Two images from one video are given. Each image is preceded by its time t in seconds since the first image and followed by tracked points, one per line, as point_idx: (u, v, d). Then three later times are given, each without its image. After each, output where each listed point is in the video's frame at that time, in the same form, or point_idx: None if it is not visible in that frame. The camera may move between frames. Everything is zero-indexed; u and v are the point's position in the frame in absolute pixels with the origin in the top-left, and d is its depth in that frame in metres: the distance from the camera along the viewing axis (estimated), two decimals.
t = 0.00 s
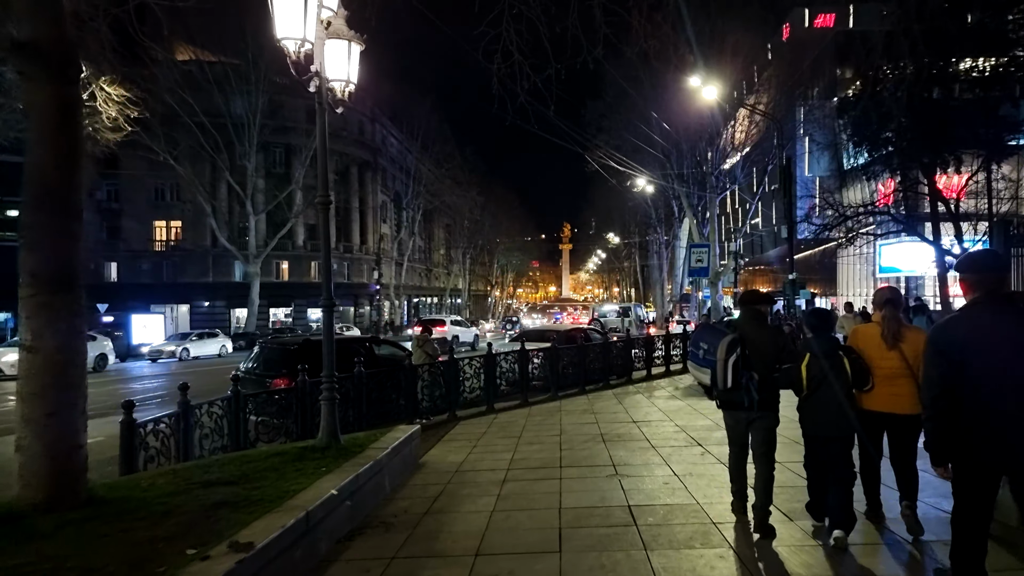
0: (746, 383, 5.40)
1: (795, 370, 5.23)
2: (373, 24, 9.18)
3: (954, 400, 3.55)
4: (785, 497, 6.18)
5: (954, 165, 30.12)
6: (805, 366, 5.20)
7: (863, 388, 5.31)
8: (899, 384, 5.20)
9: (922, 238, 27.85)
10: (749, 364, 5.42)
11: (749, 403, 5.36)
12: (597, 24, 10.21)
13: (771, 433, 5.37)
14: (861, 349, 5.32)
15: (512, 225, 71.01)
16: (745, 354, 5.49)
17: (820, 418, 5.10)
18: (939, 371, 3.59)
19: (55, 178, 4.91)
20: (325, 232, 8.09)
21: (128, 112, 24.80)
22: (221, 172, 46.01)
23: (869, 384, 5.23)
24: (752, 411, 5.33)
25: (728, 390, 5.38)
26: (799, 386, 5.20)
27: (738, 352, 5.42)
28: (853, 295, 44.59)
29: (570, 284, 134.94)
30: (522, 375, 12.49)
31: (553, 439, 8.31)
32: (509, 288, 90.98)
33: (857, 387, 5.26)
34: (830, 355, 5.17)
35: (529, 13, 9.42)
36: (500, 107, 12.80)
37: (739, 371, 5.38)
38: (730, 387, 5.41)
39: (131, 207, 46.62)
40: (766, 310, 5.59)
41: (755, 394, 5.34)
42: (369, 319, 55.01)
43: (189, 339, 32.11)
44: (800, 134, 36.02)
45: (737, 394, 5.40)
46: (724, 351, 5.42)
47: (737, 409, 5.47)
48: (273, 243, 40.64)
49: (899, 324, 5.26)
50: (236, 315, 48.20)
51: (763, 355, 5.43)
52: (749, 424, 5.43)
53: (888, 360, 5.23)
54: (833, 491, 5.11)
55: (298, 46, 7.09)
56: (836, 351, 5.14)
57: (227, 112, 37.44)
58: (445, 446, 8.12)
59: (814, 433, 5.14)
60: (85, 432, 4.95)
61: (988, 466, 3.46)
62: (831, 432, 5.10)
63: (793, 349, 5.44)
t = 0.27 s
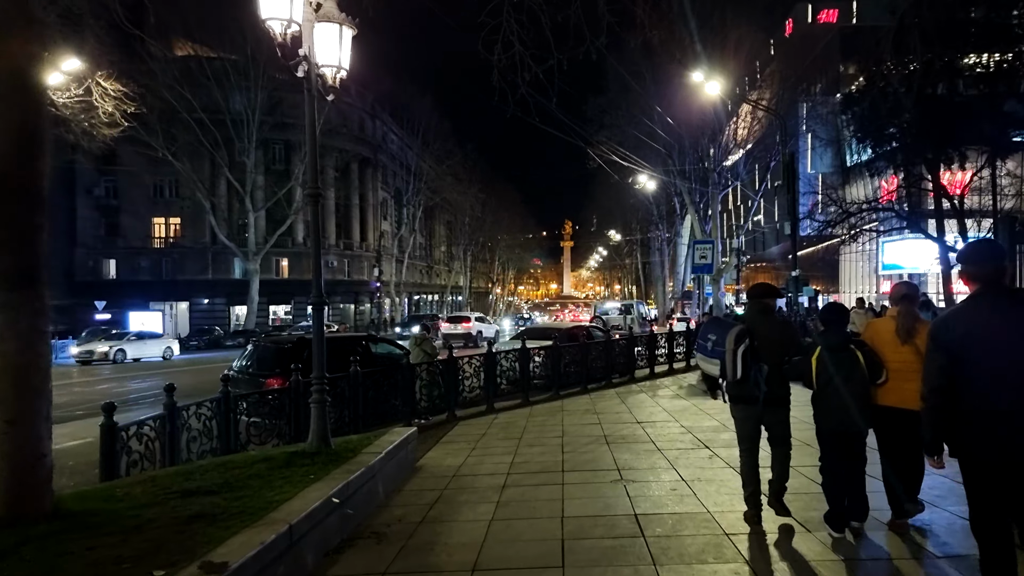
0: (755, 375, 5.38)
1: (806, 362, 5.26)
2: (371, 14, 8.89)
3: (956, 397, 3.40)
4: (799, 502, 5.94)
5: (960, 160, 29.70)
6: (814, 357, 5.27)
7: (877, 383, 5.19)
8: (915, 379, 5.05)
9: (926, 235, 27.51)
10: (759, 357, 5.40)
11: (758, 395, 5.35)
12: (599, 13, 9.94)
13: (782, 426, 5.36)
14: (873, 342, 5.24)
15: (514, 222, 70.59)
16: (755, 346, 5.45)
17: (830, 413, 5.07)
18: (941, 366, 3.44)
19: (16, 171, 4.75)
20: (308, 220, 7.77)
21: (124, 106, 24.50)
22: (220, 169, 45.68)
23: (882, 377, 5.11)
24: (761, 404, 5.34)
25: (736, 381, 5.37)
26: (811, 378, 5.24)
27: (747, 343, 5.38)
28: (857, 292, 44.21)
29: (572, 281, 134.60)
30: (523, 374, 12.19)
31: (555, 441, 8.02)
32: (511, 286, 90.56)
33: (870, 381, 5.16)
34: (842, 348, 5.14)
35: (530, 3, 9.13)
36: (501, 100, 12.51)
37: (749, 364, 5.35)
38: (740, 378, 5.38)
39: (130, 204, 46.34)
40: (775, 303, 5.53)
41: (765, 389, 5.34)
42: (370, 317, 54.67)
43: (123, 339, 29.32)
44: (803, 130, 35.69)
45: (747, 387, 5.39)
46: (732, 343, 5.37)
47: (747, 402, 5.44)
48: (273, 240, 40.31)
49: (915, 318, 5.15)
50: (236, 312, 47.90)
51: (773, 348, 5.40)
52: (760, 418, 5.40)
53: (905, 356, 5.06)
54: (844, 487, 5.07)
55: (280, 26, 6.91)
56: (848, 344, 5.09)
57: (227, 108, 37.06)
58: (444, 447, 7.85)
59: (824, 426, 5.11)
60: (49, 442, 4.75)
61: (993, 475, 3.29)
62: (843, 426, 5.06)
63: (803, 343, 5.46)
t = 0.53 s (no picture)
0: (764, 375, 5.19)
1: (813, 361, 5.11)
2: None
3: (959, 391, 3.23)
4: (805, 507, 5.59)
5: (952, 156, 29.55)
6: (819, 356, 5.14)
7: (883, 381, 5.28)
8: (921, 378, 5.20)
9: (918, 232, 27.33)
10: (767, 356, 5.24)
11: (765, 395, 5.16)
12: None
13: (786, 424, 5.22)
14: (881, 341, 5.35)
15: (506, 219, 70.28)
16: (763, 344, 5.29)
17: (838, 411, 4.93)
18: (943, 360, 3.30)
19: None
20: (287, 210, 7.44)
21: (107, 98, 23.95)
22: (207, 163, 45.03)
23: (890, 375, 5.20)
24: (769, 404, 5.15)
25: (745, 380, 5.15)
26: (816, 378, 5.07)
27: (757, 343, 5.20)
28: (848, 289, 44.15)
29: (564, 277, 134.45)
30: (514, 371, 11.83)
31: (548, 442, 7.69)
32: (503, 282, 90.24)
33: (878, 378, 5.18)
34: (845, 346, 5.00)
35: None
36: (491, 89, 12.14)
37: (758, 363, 5.15)
38: (748, 377, 5.16)
39: (115, 199, 45.62)
40: (781, 304, 5.45)
41: (771, 387, 5.12)
42: (360, 313, 54.15)
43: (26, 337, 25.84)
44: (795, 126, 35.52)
45: (753, 386, 5.19)
46: (742, 342, 5.17)
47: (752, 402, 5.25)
48: (261, 236, 39.73)
49: (921, 320, 5.29)
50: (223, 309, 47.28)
51: (780, 346, 5.26)
52: (761, 416, 5.23)
53: (912, 355, 5.23)
54: (849, 486, 4.83)
55: None
56: (854, 342, 4.92)
57: (214, 102, 36.44)
58: (431, 450, 7.46)
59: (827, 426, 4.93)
60: None
61: (976, 483, 3.20)
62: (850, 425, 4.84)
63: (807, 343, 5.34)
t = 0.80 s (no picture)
0: (733, 369, 5.40)
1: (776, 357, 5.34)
2: None
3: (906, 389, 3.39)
4: (772, 517, 5.40)
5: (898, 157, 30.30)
6: (781, 352, 5.35)
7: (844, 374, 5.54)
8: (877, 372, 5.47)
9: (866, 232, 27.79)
10: (735, 352, 5.43)
11: (735, 389, 5.37)
12: None
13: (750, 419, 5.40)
14: (844, 337, 5.62)
15: (464, 217, 69.66)
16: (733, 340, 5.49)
17: (804, 401, 5.12)
18: (893, 359, 3.43)
19: None
20: (220, 208, 6.95)
21: (39, 89, 22.56)
22: (151, 159, 43.26)
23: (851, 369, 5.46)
24: (740, 397, 5.36)
25: (714, 375, 5.36)
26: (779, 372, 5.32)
27: (728, 338, 5.42)
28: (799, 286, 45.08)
29: (523, 275, 134.31)
30: (471, 373, 11.51)
31: (506, 446, 7.38)
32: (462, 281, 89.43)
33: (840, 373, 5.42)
34: (806, 342, 5.25)
35: None
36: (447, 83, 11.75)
37: (728, 358, 5.37)
38: (717, 372, 5.37)
39: (51, 196, 43.42)
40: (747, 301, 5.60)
41: (744, 378, 5.33)
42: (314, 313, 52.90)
43: None
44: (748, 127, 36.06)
45: (726, 380, 5.38)
46: (713, 337, 5.40)
47: (722, 397, 5.44)
48: (208, 234, 38.31)
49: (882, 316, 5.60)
50: (169, 310, 45.52)
51: (748, 342, 5.42)
52: (731, 411, 5.41)
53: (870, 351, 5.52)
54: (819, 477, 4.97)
55: None
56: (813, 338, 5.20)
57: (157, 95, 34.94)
58: (382, 458, 7.06)
59: (789, 416, 5.21)
60: None
61: (912, 472, 3.41)
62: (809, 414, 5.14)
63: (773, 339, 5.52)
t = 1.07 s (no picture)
0: (690, 366, 5.16)
1: (733, 352, 5.12)
2: None
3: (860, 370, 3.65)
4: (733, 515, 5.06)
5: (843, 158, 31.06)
6: (740, 346, 5.12)
7: (799, 368, 5.30)
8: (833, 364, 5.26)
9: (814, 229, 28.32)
10: (693, 348, 5.22)
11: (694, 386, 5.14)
12: None
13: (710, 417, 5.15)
14: (798, 329, 5.37)
15: (417, 214, 68.78)
16: (691, 337, 5.25)
17: (763, 395, 4.99)
18: (846, 343, 3.68)
19: None
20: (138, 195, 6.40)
21: None
22: (86, 151, 41.24)
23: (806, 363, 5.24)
24: (698, 394, 5.14)
25: (672, 372, 5.12)
26: (736, 368, 5.10)
27: (685, 335, 5.17)
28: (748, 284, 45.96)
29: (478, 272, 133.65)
30: (423, 371, 11.09)
31: (458, 447, 7.02)
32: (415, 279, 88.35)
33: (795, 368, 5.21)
34: (763, 337, 5.08)
35: None
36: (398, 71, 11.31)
37: (686, 355, 5.13)
38: (676, 370, 5.14)
39: None
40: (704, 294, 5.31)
41: (701, 376, 5.09)
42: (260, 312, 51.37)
43: None
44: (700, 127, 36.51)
45: (683, 377, 5.15)
46: (671, 335, 5.13)
47: (680, 393, 5.23)
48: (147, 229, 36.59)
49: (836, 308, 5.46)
50: (106, 308, 43.48)
51: (706, 336, 5.21)
52: (689, 408, 5.19)
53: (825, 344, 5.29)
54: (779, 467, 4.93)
55: None
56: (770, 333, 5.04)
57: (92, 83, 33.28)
58: (324, 463, 6.61)
59: (748, 410, 5.07)
60: None
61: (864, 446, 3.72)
62: (769, 407, 5.00)
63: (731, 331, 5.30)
